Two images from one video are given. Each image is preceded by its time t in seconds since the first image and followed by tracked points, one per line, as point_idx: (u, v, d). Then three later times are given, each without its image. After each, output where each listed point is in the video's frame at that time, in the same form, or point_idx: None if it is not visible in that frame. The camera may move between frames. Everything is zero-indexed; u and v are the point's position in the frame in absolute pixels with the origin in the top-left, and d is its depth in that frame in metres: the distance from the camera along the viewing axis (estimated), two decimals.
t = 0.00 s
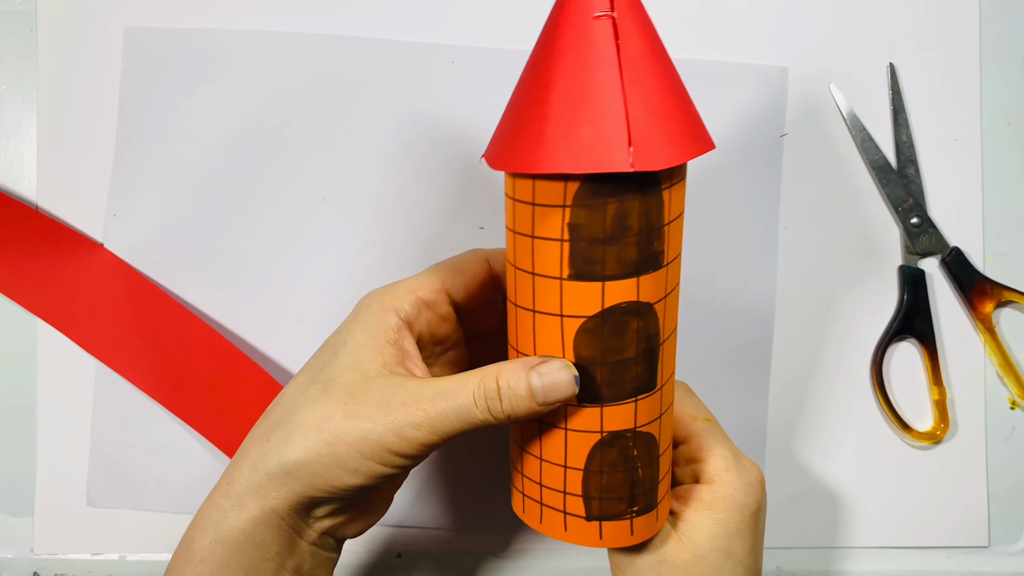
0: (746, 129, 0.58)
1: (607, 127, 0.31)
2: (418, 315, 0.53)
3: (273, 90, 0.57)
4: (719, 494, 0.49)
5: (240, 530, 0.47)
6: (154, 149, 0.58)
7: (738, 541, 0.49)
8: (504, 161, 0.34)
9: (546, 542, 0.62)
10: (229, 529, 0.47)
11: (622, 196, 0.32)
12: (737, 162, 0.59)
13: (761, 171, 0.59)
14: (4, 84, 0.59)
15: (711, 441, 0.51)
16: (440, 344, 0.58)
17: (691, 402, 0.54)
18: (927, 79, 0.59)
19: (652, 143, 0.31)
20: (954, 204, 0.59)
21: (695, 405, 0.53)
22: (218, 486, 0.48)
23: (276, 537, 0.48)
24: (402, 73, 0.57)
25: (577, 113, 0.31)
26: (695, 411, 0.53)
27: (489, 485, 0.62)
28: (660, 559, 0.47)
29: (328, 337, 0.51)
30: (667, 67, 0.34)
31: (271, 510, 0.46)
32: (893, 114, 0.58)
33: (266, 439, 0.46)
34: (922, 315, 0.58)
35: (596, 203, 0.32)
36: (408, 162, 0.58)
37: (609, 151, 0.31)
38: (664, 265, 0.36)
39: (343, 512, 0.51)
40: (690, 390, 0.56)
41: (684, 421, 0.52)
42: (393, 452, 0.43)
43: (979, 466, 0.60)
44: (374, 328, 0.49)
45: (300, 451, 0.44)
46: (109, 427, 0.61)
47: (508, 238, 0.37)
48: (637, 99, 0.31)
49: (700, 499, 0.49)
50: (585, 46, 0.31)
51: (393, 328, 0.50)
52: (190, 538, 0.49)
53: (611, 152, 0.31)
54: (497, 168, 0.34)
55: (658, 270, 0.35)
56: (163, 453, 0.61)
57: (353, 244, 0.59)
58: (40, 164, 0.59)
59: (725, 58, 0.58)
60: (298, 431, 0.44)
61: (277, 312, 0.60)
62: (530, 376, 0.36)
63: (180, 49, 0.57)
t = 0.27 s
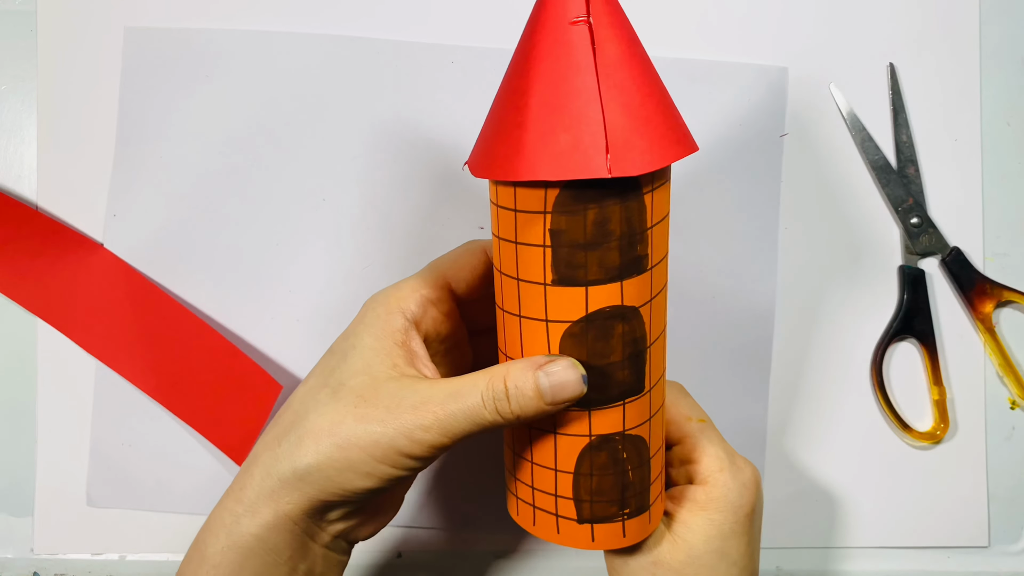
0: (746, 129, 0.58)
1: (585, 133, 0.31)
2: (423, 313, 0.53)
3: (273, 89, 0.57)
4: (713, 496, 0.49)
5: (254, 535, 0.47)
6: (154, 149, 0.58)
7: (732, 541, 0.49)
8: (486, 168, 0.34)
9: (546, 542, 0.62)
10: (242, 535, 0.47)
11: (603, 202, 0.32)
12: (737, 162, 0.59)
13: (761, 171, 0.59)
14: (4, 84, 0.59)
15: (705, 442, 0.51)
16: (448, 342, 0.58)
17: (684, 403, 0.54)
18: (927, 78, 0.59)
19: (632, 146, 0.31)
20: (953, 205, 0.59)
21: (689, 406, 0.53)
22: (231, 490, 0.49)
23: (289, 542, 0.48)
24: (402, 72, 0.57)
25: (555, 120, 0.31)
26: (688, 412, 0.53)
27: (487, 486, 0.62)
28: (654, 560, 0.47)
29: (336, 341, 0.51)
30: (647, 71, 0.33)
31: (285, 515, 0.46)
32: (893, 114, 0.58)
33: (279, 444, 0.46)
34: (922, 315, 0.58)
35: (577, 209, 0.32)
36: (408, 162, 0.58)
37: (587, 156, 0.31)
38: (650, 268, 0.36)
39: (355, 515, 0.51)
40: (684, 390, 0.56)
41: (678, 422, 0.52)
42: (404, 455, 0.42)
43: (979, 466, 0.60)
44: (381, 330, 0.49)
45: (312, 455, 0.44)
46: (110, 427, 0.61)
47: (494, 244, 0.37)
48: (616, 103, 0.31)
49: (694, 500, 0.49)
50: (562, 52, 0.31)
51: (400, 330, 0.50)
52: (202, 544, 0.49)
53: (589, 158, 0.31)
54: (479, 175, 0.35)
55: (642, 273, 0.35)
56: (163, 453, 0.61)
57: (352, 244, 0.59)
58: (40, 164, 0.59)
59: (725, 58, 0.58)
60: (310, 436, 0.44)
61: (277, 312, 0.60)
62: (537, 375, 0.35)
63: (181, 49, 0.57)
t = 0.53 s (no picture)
0: (746, 129, 0.58)
1: (589, 134, 0.31)
2: (431, 312, 0.53)
3: (273, 89, 0.57)
4: (712, 495, 0.49)
5: (272, 540, 0.47)
6: (154, 149, 0.58)
7: (732, 542, 0.49)
8: (490, 168, 0.34)
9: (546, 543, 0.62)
10: (257, 540, 0.47)
11: (605, 202, 0.32)
12: (736, 162, 0.59)
13: (761, 171, 0.59)
14: (4, 84, 0.59)
15: (704, 442, 0.51)
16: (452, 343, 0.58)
17: (683, 403, 0.54)
18: (927, 78, 0.59)
19: (635, 146, 0.31)
20: (953, 205, 0.59)
21: (689, 407, 0.53)
22: (247, 494, 0.49)
23: (305, 546, 0.48)
24: (402, 72, 0.57)
25: (558, 120, 0.31)
26: (688, 412, 0.53)
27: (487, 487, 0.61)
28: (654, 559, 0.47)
29: (345, 344, 0.51)
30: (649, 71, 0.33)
31: (301, 519, 0.46)
32: (893, 114, 0.58)
33: (294, 450, 0.46)
34: (922, 315, 0.58)
35: (580, 209, 0.32)
36: (408, 162, 0.58)
37: (590, 156, 0.31)
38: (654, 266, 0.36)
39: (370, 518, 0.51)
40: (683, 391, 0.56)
41: (678, 422, 0.52)
42: (418, 456, 0.42)
43: (979, 466, 0.60)
44: (389, 331, 0.49)
45: (327, 460, 0.44)
46: (110, 427, 0.61)
47: (496, 244, 0.37)
48: (618, 103, 0.31)
49: (693, 500, 0.49)
50: (565, 52, 0.31)
51: (407, 330, 0.50)
52: (217, 548, 0.49)
53: (592, 158, 0.31)
54: (482, 176, 0.34)
55: (645, 273, 0.35)
56: (163, 453, 0.61)
57: (352, 244, 0.59)
58: (40, 164, 0.59)
59: (726, 58, 0.58)
60: (323, 440, 0.44)
61: (277, 312, 0.60)
62: (553, 371, 0.35)
63: (181, 49, 0.57)
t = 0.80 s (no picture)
0: (746, 129, 0.58)
1: (586, 135, 0.31)
2: (430, 313, 0.53)
3: (273, 89, 0.57)
4: (711, 495, 0.49)
5: (273, 542, 0.47)
6: (154, 149, 0.58)
7: (731, 542, 0.49)
8: (488, 169, 0.34)
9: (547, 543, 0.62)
10: (258, 542, 0.47)
11: (603, 203, 0.32)
12: (736, 162, 0.59)
13: (762, 171, 0.59)
14: (4, 84, 0.59)
15: (704, 442, 0.51)
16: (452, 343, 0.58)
17: (683, 404, 0.53)
18: (927, 78, 0.59)
19: (631, 148, 0.31)
20: (953, 204, 0.59)
21: (689, 408, 0.53)
22: (248, 496, 0.49)
23: (307, 547, 0.48)
24: (402, 73, 0.57)
25: (556, 120, 0.31)
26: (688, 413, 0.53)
27: (485, 487, 0.61)
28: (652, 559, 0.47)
29: (344, 344, 0.51)
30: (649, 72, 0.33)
31: (301, 520, 0.46)
32: (893, 114, 0.58)
33: (294, 450, 0.47)
34: (922, 315, 0.58)
35: (578, 209, 0.32)
36: (408, 163, 0.58)
37: (588, 158, 0.31)
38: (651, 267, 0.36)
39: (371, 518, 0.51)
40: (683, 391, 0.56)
41: (678, 423, 0.52)
42: (418, 456, 0.42)
43: (979, 466, 0.60)
44: (388, 330, 0.49)
45: (327, 460, 0.44)
46: (110, 427, 0.61)
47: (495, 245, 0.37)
48: (616, 105, 0.31)
49: (692, 500, 0.49)
50: (563, 53, 0.31)
51: (406, 330, 0.50)
52: (218, 549, 0.49)
53: (589, 159, 0.31)
54: (480, 177, 0.34)
55: (643, 274, 0.35)
56: (163, 454, 0.61)
57: (353, 244, 0.59)
58: (41, 164, 0.59)
59: (725, 58, 0.58)
60: (323, 441, 0.44)
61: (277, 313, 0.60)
62: (554, 371, 0.35)
63: (180, 48, 0.57)
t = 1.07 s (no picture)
0: (746, 129, 0.58)
1: (573, 139, 0.31)
2: (436, 318, 0.53)
3: (272, 88, 0.57)
4: (707, 495, 0.49)
5: (276, 550, 0.47)
6: (154, 149, 0.58)
7: (728, 542, 0.48)
8: (478, 174, 0.34)
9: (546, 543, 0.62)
10: (262, 550, 0.47)
11: (591, 208, 0.32)
12: (736, 162, 0.59)
13: (762, 171, 0.59)
14: (4, 84, 0.59)
15: (699, 443, 0.51)
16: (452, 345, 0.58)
17: (679, 404, 0.54)
18: (927, 77, 0.59)
19: (620, 151, 0.31)
20: (953, 204, 0.59)
21: (685, 408, 0.53)
22: (251, 500, 0.49)
23: (311, 555, 0.48)
24: (402, 72, 0.57)
25: (544, 125, 0.31)
26: (683, 413, 0.53)
27: (485, 488, 0.61)
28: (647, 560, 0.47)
29: (349, 350, 0.51)
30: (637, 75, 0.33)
31: (308, 530, 0.46)
32: (893, 114, 0.58)
33: (301, 460, 0.46)
34: (922, 315, 0.58)
35: (566, 214, 0.32)
36: (408, 162, 0.58)
37: (575, 162, 0.31)
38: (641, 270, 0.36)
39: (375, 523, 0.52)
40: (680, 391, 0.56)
41: (675, 423, 0.52)
42: (427, 468, 0.42)
43: (979, 466, 0.60)
44: (396, 339, 0.49)
45: (335, 471, 0.44)
46: (110, 427, 0.61)
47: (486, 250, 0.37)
48: (603, 108, 0.31)
49: (688, 500, 0.49)
50: (549, 58, 0.31)
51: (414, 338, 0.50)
52: (219, 554, 0.49)
53: (577, 164, 0.31)
54: (470, 182, 0.34)
55: (632, 277, 0.35)
56: (163, 454, 0.61)
57: (352, 244, 0.59)
58: (41, 164, 0.59)
59: (725, 58, 0.58)
60: (330, 453, 0.44)
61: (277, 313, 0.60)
62: (564, 398, 0.35)
63: (180, 48, 0.57)
